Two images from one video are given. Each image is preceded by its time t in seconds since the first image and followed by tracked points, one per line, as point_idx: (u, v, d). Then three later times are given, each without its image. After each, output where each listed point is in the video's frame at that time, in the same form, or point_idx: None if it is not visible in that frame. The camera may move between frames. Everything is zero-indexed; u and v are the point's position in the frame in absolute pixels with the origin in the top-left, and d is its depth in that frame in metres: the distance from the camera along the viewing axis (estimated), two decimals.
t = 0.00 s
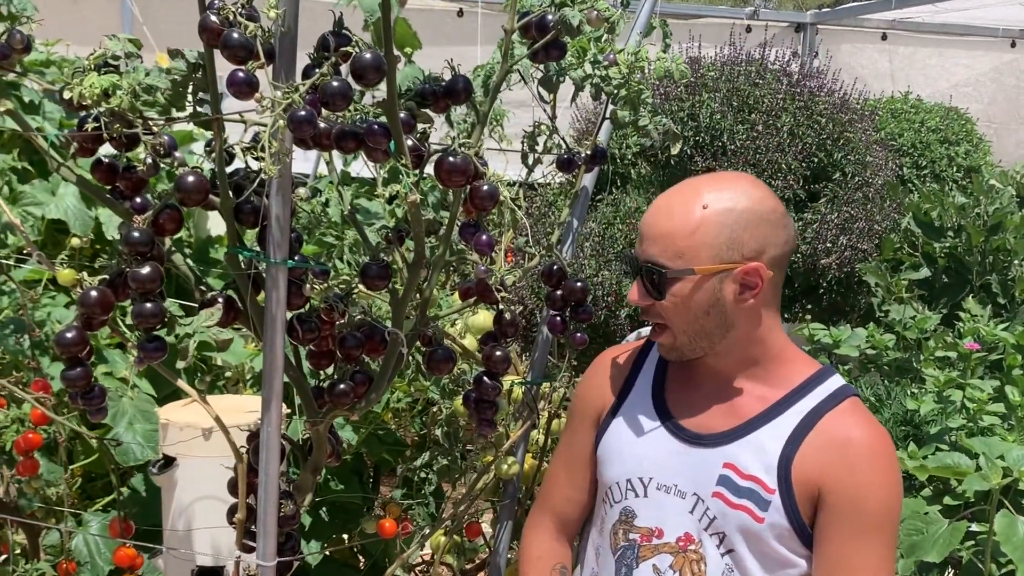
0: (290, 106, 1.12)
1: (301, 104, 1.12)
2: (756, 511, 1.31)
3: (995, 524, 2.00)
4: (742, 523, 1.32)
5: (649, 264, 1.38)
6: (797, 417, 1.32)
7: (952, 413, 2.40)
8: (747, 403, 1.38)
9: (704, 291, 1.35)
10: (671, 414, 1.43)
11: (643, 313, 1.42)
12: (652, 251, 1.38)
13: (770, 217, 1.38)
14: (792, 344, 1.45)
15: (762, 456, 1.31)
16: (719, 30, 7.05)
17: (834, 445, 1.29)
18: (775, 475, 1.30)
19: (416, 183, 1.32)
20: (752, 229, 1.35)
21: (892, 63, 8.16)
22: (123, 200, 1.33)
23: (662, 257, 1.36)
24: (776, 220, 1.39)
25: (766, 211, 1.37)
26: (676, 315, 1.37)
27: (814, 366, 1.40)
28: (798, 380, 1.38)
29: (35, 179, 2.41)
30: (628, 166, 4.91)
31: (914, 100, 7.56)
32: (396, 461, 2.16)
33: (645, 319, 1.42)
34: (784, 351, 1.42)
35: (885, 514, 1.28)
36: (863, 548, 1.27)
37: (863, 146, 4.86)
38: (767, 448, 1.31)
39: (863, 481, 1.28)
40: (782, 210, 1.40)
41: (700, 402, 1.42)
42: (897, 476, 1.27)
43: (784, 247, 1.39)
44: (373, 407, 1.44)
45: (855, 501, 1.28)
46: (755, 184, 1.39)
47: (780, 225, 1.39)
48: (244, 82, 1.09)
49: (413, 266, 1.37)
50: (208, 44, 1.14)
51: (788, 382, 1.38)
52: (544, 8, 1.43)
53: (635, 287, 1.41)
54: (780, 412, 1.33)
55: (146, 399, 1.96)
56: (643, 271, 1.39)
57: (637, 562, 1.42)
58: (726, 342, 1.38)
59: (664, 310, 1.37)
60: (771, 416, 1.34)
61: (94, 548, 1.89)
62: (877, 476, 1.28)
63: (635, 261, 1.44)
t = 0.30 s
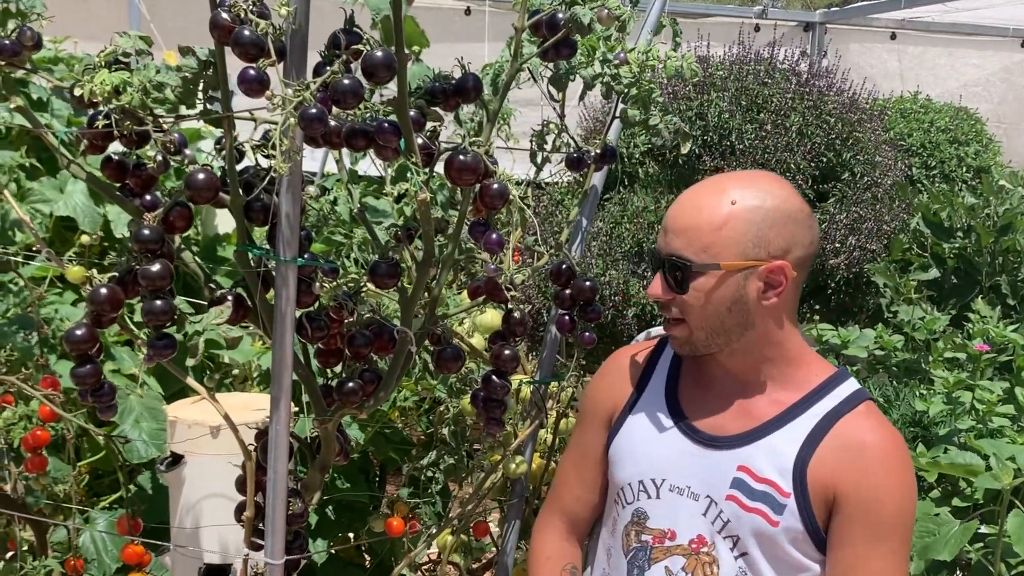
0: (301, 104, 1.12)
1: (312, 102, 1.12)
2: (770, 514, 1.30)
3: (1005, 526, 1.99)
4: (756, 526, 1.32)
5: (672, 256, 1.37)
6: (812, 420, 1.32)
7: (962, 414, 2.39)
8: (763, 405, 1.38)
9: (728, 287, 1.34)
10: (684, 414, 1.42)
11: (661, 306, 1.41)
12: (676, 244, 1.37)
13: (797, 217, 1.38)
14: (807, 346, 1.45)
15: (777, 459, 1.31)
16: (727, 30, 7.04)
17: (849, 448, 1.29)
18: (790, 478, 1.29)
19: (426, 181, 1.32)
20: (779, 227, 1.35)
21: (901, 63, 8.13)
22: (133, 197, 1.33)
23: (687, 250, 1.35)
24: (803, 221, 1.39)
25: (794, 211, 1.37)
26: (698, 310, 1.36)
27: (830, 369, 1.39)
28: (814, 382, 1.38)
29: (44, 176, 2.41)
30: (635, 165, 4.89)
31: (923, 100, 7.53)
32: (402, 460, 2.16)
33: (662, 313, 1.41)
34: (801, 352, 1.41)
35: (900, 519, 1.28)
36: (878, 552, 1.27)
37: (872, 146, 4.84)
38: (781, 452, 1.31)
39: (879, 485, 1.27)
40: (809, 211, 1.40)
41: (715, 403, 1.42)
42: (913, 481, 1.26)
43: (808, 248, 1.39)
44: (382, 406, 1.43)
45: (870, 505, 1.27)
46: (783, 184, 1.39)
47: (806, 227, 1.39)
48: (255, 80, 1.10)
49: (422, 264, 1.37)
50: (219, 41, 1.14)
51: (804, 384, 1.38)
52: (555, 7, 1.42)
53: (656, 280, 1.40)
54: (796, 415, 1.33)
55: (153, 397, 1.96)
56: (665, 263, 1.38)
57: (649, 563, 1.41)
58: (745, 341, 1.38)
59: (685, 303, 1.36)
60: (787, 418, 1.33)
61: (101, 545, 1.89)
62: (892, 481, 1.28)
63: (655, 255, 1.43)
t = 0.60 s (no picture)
0: (308, 106, 1.12)
1: (319, 105, 1.12)
2: (776, 519, 1.30)
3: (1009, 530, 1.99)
4: (762, 531, 1.31)
5: (679, 257, 1.37)
6: (819, 425, 1.32)
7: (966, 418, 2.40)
8: (769, 409, 1.37)
9: (733, 289, 1.34)
10: (689, 417, 1.42)
11: (666, 307, 1.41)
12: (683, 244, 1.37)
13: (804, 221, 1.38)
14: (814, 351, 1.45)
15: (783, 464, 1.31)
16: (730, 33, 7.03)
17: (856, 454, 1.28)
18: (796, 483, 1.29)
19: (432, 183, 1.32)
20: (785, 231, 1.35)
21: (905, 66, 8.12)
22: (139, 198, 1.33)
23: (693, 250, 1.35)
24: (810, 226, 1.39)
25: (801, 215, 1.37)
26: (702, 311, 1.36)
27: (837, 375, 1.39)
28: (821, 387, 1.37)
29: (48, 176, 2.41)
30: (639, 167, 4.88)
31: (927, 103, 7.52)
32: (406, 462, 2.16)
33: (667, 314, 1.41)
34: (807, 357, 1.41)
35: (906, 525, 1.27)
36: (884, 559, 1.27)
37: (876, 150, 4.83)
38: (788, 456, 1.31)
39: (885, 491, 1.27)
40: (816, 216, 1.40)
41: (720, 407, 1.41)
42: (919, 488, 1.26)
43: (814, 253, 1.39)
44: (386, 408, 1.43)
45: (876, 511, 1.27)
46: (791, 188, 1.39)
47: (813, 231, 1.39)
48: (262, 82, 1.09)
49: (427, 267, 1.37)
50: (226, 43, 1.14)
51: (810, 388, 1.37)
52: (562, 9, 1.42)
53: (662, 279, 1.40)
54: (802, 420, 1.33)
55: (156, 398, 1.96)
56: (671, 263, 1.38)
57: (653, 567, 1.41)
58: (749, 344, 1.37)
59: (690, 304, 1.36)
60: (793, 423, 1.33)
61: (105, 547, 1.89)
62: (898, 487, 1.27)
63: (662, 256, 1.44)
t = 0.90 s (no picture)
0: (307, 111, 1.12)
1: (318, 110, 1.12)
2: (776, 523, 1.30)
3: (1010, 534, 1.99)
4: (762, 535, 1.31)
5: (670, 265, 1.37)
6: (817, 430, 1.31)
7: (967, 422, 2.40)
8: (767, 414, 1.37)
9: (723, 296, 1.34)
10: (688, 422, 1.42)
11: (659, 315, 1.41)
12: (673, 253, 1.37)
13: (795, 227, 1.37)
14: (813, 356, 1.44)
15: (783, 468, 1.31)
16: (729, 36, 7.03)
17: (855, 458, 1.28)
18: (796, 488, 1.29)
19: (431, 188, 1.31)
20: (775, 238, 1.35)
21: (904, 69, 8.09)
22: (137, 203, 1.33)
23: (683, 259, 1.36)
24: (801, 231, 1.38)
25: (791, 222, 1.37)
26: (693, 319, 1.36)
27: (836, 379, 1.39)
28: (820, 392, 1.37)
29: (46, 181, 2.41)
30: (638, 171, 4.87)
31: (927, 106, 7.52)
32: (405, 466, 2.15)
33: (660, 322, 1.41)
34: (805, 361, 1.41)
35: (906, 528, 1.27)
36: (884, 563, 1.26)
37: (875, 153, 4.82)
38: (787, 460, 1.31)
39: (885, 494, 1.27)
40: (807, 222, 1.39)
41: (718, 412, 1.41)
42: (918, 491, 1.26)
43: (805, 258, 1.39)
44: (386, 413, 1.43)
45: (875, 515, 1.26)
46: (782, 194, 1.39)
47: (804, 236, 1.38)
48: (262, 87, 1.10)
49: (427, 271, 1.36)
50: (225, 48, 1.14)
51: (808, 394, 1.37)
52: (561, 14, 1.42)
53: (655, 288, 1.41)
54: (800, 425, 1.33)
55: (155, 403, 1.96)
56: (662, 272, 1.38)
57: (653, 572, 1.41)
58: (742, 351, 1.37)
59: (681, 313, 1.37)
60: (791, 428, 1.33)
61: (104, 552, 1.89)
62: (898, 491, 1.27)
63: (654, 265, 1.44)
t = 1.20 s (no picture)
0: (307, 117, 1.12)
1: (318, 115, 1.12)
2: (777, 527, 1.30)
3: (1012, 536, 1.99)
4: (763, 539, 1.31)
5: (728, 252, 1.34)
6: (816, 431, 1.31)
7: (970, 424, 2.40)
8: (766, 416, 1.37)
9: (778, 282, 1.35)
10: (688, 426, 1.41)
11: (703, 310, 1.35)
12: (729, 240, 1.34)
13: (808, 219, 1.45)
14: (812, 355, 1.45)
15: (782, 471, 1.30)
16: (727, 41, 7.04)
17: (855, 459, 1.28)
18: (796, 490, 1.29)
19: (431, 193, 1.31)
20: (806, 226, 1.41)
21: (903, 73, 8.03)
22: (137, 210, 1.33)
23: (743, 244, 1.34)
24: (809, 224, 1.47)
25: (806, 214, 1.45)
26: (752, 307, 1.34)
27: (835, 379, 1.39)
28: (819, 392, 1.37)
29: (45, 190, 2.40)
30: (638, 176, 4.84)
31: (926, 109, 7.52)
32: (406, 473, 2.15)
33: (704, 317, 1.36)
34: (804, 361, 1.41)
35: (907, 528, 1.27)
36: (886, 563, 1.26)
37: (875, 156, 4.81)
38: (786, 463, 1.31)
39: (885, 494, 1.26)
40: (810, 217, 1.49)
41: (719, 415, 1.41)
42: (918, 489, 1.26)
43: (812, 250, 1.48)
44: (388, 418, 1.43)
45: (875, 515, 1.26)
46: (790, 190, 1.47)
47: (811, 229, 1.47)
48: (262, 93, 1.09)
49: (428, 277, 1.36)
50: (224, 55, 1.14)
51: (808, 393, 1.37)
52: (560, 19, 1.42)
53: (704, 279, 1.35)
54: (799, 427, 1.33)
55: (155, 411, 1.95)
56: (717, 261, 1.34)
57: None
58: (776, 343, 1.38)
59: (739, 302, 1.34)
60: (790, 429, 1.33)
61: (106, 562, 1.88)
62: (899, 490, 1.27)
63: (687, 259, 1.38)
